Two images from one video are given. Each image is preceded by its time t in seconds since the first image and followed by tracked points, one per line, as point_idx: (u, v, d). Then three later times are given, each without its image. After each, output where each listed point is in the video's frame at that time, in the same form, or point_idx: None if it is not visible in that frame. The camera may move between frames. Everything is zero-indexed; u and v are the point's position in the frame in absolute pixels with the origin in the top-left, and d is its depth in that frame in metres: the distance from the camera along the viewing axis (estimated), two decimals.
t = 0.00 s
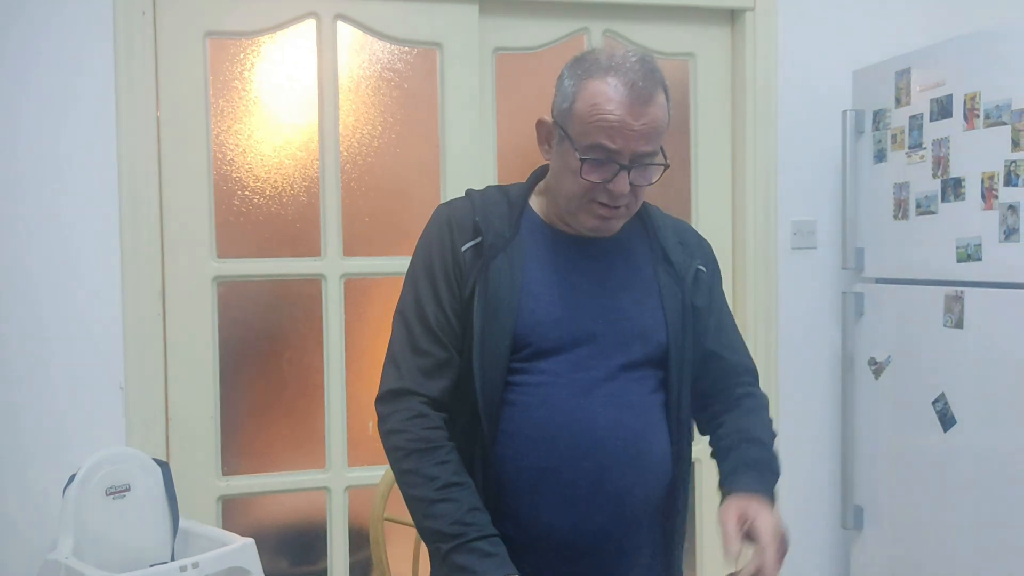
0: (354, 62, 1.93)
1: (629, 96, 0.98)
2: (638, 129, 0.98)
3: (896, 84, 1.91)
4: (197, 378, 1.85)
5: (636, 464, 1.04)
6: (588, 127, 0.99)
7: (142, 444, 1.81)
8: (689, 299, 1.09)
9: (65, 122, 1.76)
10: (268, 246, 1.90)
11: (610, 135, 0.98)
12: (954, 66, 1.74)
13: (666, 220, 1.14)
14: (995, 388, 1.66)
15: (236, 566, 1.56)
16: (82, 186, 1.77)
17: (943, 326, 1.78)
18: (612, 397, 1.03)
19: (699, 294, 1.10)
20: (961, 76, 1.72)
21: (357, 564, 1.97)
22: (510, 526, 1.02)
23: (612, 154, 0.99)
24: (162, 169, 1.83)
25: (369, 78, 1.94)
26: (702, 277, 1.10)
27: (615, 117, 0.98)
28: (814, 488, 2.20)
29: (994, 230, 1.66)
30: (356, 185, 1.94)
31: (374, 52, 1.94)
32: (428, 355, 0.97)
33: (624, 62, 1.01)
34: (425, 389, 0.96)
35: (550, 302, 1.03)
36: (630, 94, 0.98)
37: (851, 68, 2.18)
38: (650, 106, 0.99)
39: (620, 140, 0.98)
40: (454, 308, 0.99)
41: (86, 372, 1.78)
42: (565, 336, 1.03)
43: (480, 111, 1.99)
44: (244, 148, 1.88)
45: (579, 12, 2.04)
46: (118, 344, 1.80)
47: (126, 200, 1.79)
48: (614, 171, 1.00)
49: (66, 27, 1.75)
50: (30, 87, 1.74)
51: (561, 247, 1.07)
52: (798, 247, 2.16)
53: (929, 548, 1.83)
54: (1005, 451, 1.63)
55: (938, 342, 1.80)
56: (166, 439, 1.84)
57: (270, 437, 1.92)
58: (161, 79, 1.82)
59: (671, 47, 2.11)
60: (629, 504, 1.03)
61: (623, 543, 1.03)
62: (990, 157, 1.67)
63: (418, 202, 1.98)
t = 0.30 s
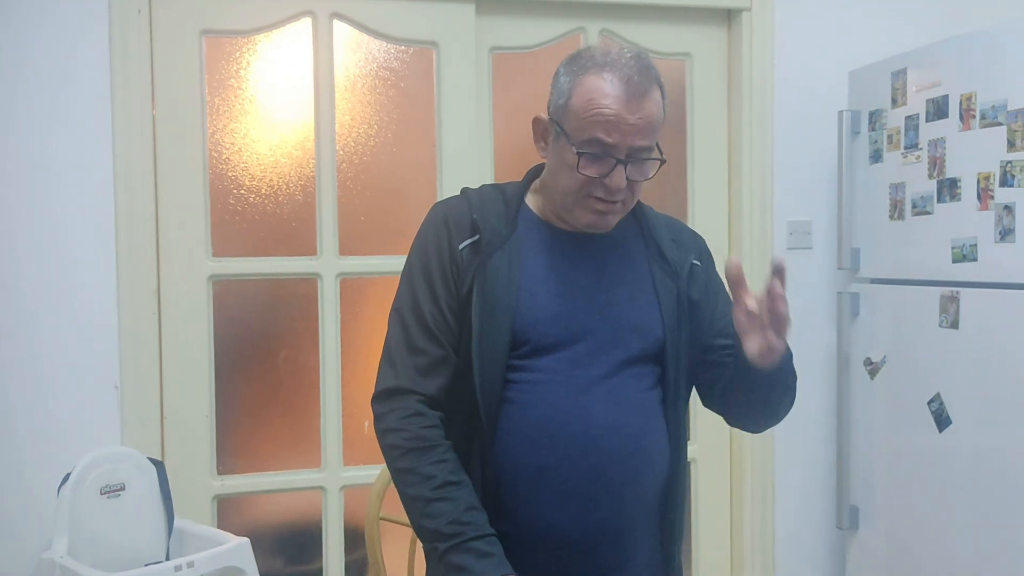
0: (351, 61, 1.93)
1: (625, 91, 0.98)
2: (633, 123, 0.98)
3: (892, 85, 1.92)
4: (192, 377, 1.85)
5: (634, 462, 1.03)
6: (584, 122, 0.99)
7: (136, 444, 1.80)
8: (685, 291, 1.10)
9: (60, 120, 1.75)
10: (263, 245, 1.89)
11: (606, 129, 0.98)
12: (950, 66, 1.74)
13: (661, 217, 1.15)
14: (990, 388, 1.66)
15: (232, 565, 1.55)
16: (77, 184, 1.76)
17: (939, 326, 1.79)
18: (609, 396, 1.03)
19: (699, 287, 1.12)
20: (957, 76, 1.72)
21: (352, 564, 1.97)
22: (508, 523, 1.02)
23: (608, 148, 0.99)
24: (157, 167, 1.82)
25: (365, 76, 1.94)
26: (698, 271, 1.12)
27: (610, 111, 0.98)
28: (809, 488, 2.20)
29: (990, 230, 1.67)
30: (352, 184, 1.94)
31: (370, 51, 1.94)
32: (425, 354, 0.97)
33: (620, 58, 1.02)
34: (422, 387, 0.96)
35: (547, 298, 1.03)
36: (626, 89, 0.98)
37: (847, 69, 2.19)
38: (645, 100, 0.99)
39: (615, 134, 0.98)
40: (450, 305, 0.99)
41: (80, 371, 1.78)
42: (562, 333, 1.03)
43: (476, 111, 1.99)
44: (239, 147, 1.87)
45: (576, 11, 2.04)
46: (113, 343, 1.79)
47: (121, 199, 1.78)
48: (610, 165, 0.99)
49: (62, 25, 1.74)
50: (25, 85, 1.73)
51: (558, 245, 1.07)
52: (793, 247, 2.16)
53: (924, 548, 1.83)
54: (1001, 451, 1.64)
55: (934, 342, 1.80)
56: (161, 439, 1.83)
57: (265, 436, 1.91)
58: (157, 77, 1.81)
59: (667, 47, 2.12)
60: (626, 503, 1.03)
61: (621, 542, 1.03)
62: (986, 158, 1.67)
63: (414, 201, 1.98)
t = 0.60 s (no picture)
0: (350, 61, 1.93)
1: (613, 83, 0.98)
2: (621, 114, 0.98)
3: (891, 84, 1.91)
4: (190, 377, 1.85)
5: (631, 462, 1.03)
6: (573, 115, 0.99)
7: (135, 444, 1.80)
8: (683, 288, 1.09)
9: (59, 119, 1.75)
10: (262, 244, 1.89)
11: (595, 122, 0.98)
12: (950, 66, 1.74)
13: (659, 215, 1.14)
14: (989, 389, 1.66)
15: (230, 566, 1.55)
16: (76, 183, 1.76)
17: (938, 326, 1.79)
18: (607, 395, 1.03)
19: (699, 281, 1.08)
20: (956, 77, 1.72)
21: (351, 564, 1.97)
22: (505, 522, 1.02)
23: (597, 141, 0.99)
24: (156, 167, 1.82)
25: (364, 76, 1.94)
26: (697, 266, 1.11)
27: (598, 104, 0.98)
28: (808, 488, 2.20)
29: (989, 230, 1.67)
30: (351, 183, 1.94)
31: (369, 50, 1.94)
32: (425, 352, 0.97)
33: (610, 52, 1.02)
34: (423, 385, 0.96)
35: (544, 296, 1.03)
36: (614, 81, 0.98)
37: (846, 69, 2.19)
38: (635, 92, 0.99)
39: (604, 126, 0.98)
40: (450, 304, 0.99)
41: (79, 371, 1.77)
42: (560, 331, 1.02)
43: (475, 110, 1.98)
44: (238, 147, 1.87)
45: (575, 11, 2.04)
46: (112, 343, 1.79)
47: (119, 199, 1.78)
48: (600, 159, 0.99)
49: (61, 24, 1.74)
50: (23, 84, 1.73)
51: (556, 245, 1.07)
52: (793, 247, 2.16)
53: (924, 548, 1.83)
54: (1000, 452, 1.64)
55: (933, 343, 1.80)
56: (159, 440, 1.83)
57: (264, 435, 1.91)
58: (155, 77, 1.81)
59: (666, 47, 2.11)
60: (624, 503, 1.03)
61: (619, 542, 1.03)
62: (985, 158, 1.67)
63: (413, 201, 1.98)
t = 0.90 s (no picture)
0: (350, 61, 1.93)
1: (606, 77, 0.98)
2: (614, 106, 0.98)
3: (892, 85, 1.91)
4: (191, 378, 1.84)
5: (632, 463, 1.03)
6: (567, 110, 0.99)
7: (136, 445, 1.80)
8: (685, 291, 1.10)
9: (59, 120, 1.75)
10: (263, 245, 1.89)
11: (589, 115, 0.98)
12: (951, 67, 1.74)
13: (661, 216, 1.14)
14: (991, 389, 1.66)
15: (231, 566, 1.55)
16: (77, 184, 1.76)
17: (939, 327, 1.79)
18: (609, 396, 1.03)
19: (699, 285, 1.11)
20: (958, 77, 1.72)
21: (352, 564, 1.97)
22: (506, 522, 1.02)
23: (591, 134, 0.99)
24: (156, 167, 1.82)
25: (365, 76, 1.94)
26: (700, 269, 1.12)
27: (592, 97, 0.98)
28: (809, 488, 2.20)
29: (991, 231, 1.66)
30: (351, 184, 1.94)
31: (370, 50, 1.94)
32: (426, 353, 0.96)
33: (603, 47, 1.02)
34: (424, 387, 0.96)
35: (545, 297, 1.03)
36: (607, 74, 0.98)
37: (847, 69, 2.18)
38: (628, 85, 0.99)
39: (598, 119, 0.98)
40: (450, 305, 0.99)
41: (79, 371, 1.77)
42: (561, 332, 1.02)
43: (475, 111, 1.98)
44: (239, 147, 1.87)
45: (575, 11, 2.04)
46: (112, 343, 1.79)
47: (120, 199, 1.78)
48: (595, 152, 0.99)
49: (61, 24, 1.74)
50: (24, 84, 1.73)
51: (558, 247, 1.07)
52: (793, 247, 2.16)
53: (925, 548, 1.83)
54: (1002, 452, 1.64)
55: (934, 343, 1.80)
56: (160, 440, 1.83)
57: (265, 436, 1.91)
58: (156, 77, 1.81)
59: (667, 47, 2.11)
60: (625, 503, 1.03)
61: (620, 543, 1.03)
62: (986, 158, 1.67)
63: (414, 202, 1.98)
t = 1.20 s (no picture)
0: (351, 61, 1.93)
1: (611, 73, 0.99)
2: (621, 103, 0.98)
3: (892, 85, 1.92)
4: (192, 378, 1.85)
5: (633, 463, 1.03)
6: (573, 107, 0.99)
7: (136, 445, 1.80)
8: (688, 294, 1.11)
9: (60, 120, 1.75)
10: (264, 245, 1.89)
11: (595, 112, 0.98)
12: (951, 67, 1.74)
13: (663, 217, 1.15)
14: (991, 389, 1.66)
15: (231, 566, 1.55)
16: (78, 184, 1.76)
17: (939, 327, 1.79)
18: (610, 396, 1.03)
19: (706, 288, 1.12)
20: (958, 77, 1.72)
21: (353, 564, 1.97)
22: (506, 522, 1.02)
23: (597, 130, 0.99)
24: (157, 167, 1.82)
25: (366, 76, 1.94)
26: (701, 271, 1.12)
27: (598, 94, 0.98)
28: (809, 488, 2.20)
29: (991, 231, 1.67)
30: (352, 185, 1.94)
31: (370, 51, 1.94)
32: (428, 353, 0.97)
33: (607, 45, 1.03)
34: (426, 386, 0.96)
35: (548, 297, 1.03)
36: (612, 71, 0.99)
37: (847, 69, 2.19)
38: (633, 82, 0.99)
39: (604, 116, 0.98)
40: (452, 304, 0.99)
41: (79, 371, 1.77)
42: (563, 333, 1.03)
43: (476, 111, 1.99)
44: (240, 147, 1.87)
45: (575, 11, 2.04)
46: (113, 343, 1.79)
47: (120, 199, 1.78)
48: (602, 149, 0.99)
49: (61, 25, 1.74)
50: (25, 85, 1.73)
51: (559, 247, 1.07)
52: (793, 248, 2.16)
53: (926, 549, 1.82)
54: (1002, 453, 1.64)
55: (933, 344, 1.80)
56: (160, 440, 1.83)
57: (265, 436, 1.91)
58: (157, 78, 1.81)
59: (667, 48, 2.12)
60: (626, 504, 1.03)
61: (621, 543, 1.03)
62: (985, 159, 1.67)
63: (415, 202, 1.98)
